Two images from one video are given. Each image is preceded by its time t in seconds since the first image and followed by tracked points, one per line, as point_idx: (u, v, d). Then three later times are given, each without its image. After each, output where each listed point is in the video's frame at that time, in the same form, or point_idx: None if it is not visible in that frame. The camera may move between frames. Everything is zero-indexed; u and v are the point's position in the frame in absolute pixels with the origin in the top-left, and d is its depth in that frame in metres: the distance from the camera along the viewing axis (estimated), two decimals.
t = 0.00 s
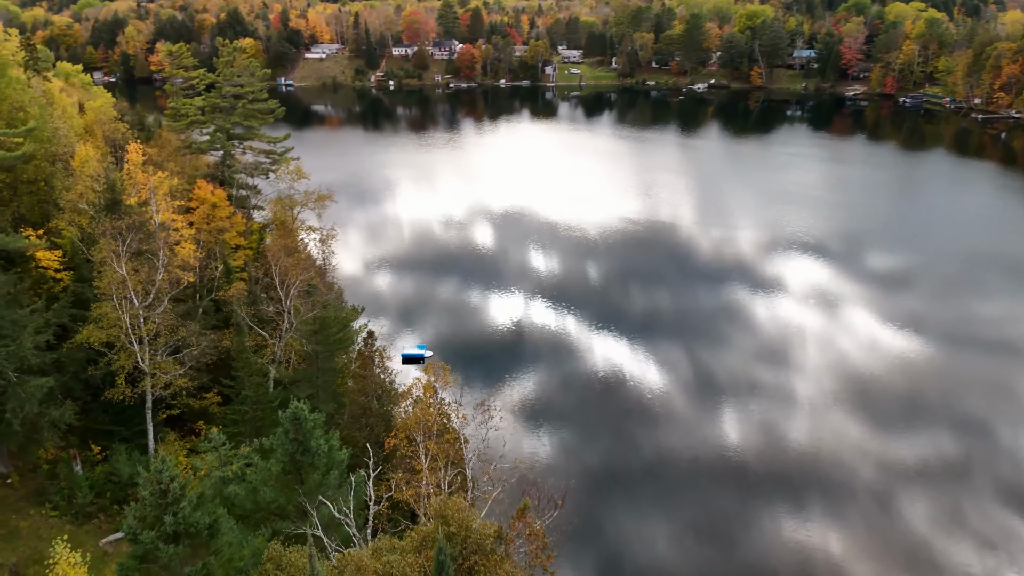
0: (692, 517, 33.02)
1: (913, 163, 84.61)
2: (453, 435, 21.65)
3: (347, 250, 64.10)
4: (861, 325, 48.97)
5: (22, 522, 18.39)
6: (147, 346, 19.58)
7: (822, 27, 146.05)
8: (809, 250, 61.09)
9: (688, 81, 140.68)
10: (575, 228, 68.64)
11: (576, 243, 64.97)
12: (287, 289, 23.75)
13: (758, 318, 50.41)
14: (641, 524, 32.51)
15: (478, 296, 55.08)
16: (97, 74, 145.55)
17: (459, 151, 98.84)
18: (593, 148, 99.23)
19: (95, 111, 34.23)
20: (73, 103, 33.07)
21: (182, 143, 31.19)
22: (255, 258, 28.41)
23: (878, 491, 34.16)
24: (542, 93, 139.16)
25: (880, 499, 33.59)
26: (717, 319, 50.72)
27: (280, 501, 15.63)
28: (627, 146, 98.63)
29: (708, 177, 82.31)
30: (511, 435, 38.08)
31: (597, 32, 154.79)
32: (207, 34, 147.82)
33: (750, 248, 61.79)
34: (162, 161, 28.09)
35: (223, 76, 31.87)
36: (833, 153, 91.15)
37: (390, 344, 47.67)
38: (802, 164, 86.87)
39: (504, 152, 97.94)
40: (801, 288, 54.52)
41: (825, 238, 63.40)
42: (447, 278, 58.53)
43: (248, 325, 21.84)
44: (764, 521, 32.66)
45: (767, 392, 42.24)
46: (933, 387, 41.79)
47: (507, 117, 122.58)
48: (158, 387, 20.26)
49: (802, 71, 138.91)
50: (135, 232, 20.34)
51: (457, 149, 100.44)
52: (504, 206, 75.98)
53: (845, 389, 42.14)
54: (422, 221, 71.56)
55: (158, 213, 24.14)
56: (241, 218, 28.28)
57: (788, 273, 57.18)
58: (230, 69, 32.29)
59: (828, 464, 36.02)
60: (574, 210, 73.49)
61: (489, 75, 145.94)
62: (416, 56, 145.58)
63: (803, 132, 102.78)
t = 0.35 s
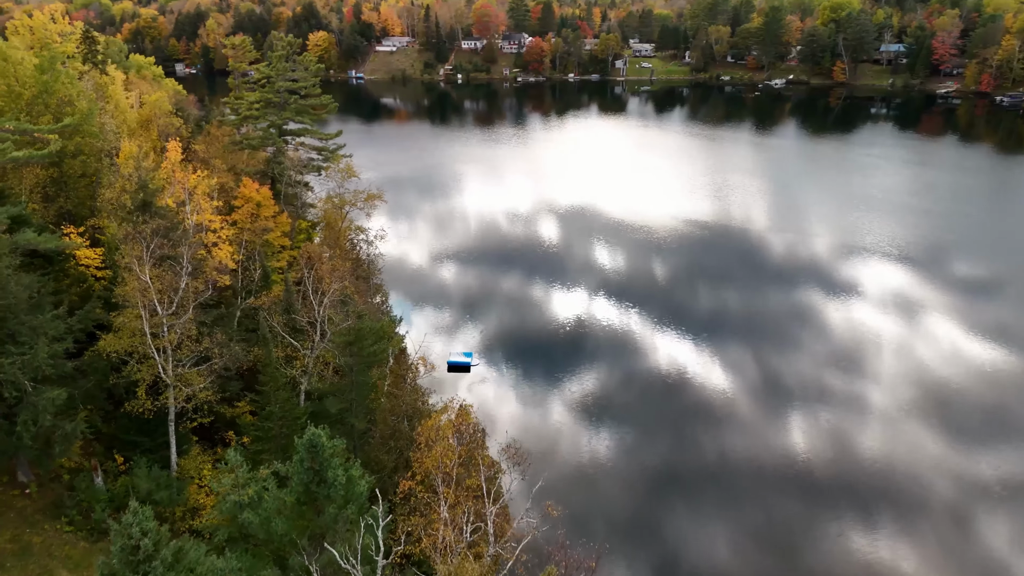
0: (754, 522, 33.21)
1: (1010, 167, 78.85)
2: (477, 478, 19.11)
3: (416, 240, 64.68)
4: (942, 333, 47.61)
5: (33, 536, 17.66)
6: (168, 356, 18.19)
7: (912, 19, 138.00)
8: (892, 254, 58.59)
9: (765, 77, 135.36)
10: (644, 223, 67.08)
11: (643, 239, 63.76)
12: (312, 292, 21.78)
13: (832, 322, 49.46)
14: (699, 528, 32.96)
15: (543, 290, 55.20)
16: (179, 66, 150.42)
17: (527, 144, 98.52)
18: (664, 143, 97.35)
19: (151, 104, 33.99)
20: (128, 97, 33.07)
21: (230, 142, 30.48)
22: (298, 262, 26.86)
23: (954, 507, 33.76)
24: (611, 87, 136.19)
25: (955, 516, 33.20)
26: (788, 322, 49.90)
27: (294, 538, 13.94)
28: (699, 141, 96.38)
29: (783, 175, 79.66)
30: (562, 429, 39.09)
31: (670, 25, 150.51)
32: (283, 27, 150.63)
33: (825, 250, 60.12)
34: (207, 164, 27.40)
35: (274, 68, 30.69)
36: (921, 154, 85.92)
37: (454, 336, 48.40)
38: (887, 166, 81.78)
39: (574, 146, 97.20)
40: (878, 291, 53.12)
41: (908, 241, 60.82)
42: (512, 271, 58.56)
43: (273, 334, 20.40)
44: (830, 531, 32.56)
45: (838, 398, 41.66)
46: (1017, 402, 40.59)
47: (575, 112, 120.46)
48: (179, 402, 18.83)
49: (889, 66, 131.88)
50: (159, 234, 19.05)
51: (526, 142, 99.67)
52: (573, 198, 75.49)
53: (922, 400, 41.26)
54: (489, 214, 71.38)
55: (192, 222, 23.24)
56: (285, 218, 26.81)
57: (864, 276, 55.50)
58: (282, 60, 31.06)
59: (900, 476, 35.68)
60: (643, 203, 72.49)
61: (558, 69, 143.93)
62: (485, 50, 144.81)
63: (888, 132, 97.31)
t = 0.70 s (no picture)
0: (798, 537, 31.98)
1: None
2: (468, 544, 16.86)
3: (460, 240, 64.48)
4: (1001, 347, 45.37)
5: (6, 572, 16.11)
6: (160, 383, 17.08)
7: (976, 21, 132.06)
8: (949, 267, 56.06)
9: (818, 81, 131.13)
10: (690, 228, 65.36)
11: (687, 242, 62.16)
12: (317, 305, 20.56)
13: (883, 332, 47.50)
14: (740, 539, 31.98)
15: (584, 293, 54.17)
16: (229, 67, 153.14)
17: (571, 147, 97.35)
18: (711, 147, 94.98)
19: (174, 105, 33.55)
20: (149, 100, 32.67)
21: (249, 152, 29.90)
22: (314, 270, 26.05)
23: (1010, 530, 32.06)
24: (657, 90, 133.73)
25: (1011, 539, 31.54)
26: (836, 331, 48.07)
27: None
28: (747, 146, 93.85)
29: (834, 182, 76.96)
30: (600, 433, 38.63)
31: (719, 27, 147.09)
32: (330, 29, 152.00)
33: (877, 259, 57.87)
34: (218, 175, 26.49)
35: (299, 72, 29.90)
36: (983, 163, 81.87)
37: (493, 338, 48.07)
38: (947, 176, 77.82)
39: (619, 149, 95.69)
40: (933, 301, 50.91)
41: (966, 255, 58.16)
42: (553, 273, 57.65)
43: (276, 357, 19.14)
44: (877, 549, 31.18)
45: (888, 412, 39.94)
46: None
47: (619, 115, 118.33)
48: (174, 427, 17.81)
49: (949, 70, 126.45)
50: (153, 250, 17.88)
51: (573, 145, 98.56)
52: (619, 201, 74.29)
53: (978, 418, 39.33)
54: (533, 215, 70.66)
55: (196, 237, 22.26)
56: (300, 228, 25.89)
57: (918, 285, 53.29)
58: (308, 63, 30.26)
59: (952, 495, 33.99)
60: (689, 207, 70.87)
61: (602, 72, 141.84)
62: (529, 52, 143.70)
63: (948, 139, 92.97)
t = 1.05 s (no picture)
0: (838, 551, 31.41)
1: None
2: None
3: (496, 241, 64.21)
4: None
5: None
6: (127, 416, 16.28)
7: None
8: (1000, 279, 53.80)
9: (864, 85, 126.92)
10: (729, 233, 63.75)
11: (726, 248, 60.53)
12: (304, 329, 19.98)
13: (928, 342, 45.82)
14: (775, 551, 31.54)
15: (620, 296, 53.31)
16: (267, 68, 154.56)
17: (607, 150, 95.87)
18: (753, 151, 92.40)
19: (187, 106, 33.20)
20: (160, 104, 32.35)
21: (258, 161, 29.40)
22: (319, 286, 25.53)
23: None
24: (695, 94, 130.92)
25: None
26: (880, 340, 46.50)
27: None
28: (789, 152, 91.29)
29: (879, 190, 74.16)
30: (634, 438, 38.30)
31: (762, 29, 143.38)
32: (367, 30, 152.36)
33: (924, 268, 55.72)
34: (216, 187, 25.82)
35: (315, 77, 29.84)
36: None
37: (528, 341, 47.71)
38: (1000, 186, 74.23)
39: (658, 153, 93.92)
40: (983, 312, 48.91)
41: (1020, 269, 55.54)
42: (588, 275, 56.87)
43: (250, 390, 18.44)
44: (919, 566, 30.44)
45: (933, 426, 38.63)
46: None
47: (655, 119, 115.89)
48: (143, 463, 17.17)
49: (1004, 75, 121.15)
50: (121, 273, 17.08)
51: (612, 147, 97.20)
52: (657, 203, 73.03)
53: None
54: (569, 216, 69.81)
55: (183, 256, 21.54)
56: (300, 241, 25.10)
57: (967, 295, 51.31)
58: (324, 68, 30.21)
59: (998, 513, 33.01)
60: (728, 212, 69.08)
61: (639, 75, 139.34)
62: (565, 54, 142.00)
63: (1001, 147, 88.76)
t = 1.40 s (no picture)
0: (874, 562, 30.86)
1: None
2: None
3: (533, 241, 64.04)
4: None
5: None
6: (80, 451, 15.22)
7: None
8: None
9: (913, 88, 122.30)
10: (772, 236, 61.90)
11: (765, 256, 58.48)
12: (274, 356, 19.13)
13: (977, 351, 44.54)
14: (811, 563, 30.94)
15: (657, 298, 52.66)
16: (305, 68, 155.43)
17: (645, 153, 94.21)
18: (796, 155, 89.92)
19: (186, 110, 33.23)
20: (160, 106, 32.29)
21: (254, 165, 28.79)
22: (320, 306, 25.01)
23: None
24: (736, 96, 127.72)
25: None
26: (925, 348, 45.26)
27: None
28: (833, 156, 88.61)
29: (927, 199, 71.18)
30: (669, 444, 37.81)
31: (807, 30, 139.27)
32: (404, 31, 152.02)
33: (974, 278, 53.59)
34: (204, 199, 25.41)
35: (325, 82, 29.24)
36: None
37: (563, 342, 47.67)
38: None
39: (697, 156, 91.98)
40: None
41: None
42: (625, 277, 56.24)
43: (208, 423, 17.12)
44: None
45: (979, 438, 37.59)
46: None
47: (693, 122, 113.19)
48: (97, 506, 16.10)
49: None
50: (68, 301, 16.23)
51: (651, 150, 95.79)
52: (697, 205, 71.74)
53: None
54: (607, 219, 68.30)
55: (158, 274, 20.94)
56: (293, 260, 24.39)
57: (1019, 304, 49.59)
58: (334, 71, 29.55)
59: None
60: (770, 217, 67.00)
61: (678, 77, 136.45)
62: (602, 56, 139.91)
63: None
